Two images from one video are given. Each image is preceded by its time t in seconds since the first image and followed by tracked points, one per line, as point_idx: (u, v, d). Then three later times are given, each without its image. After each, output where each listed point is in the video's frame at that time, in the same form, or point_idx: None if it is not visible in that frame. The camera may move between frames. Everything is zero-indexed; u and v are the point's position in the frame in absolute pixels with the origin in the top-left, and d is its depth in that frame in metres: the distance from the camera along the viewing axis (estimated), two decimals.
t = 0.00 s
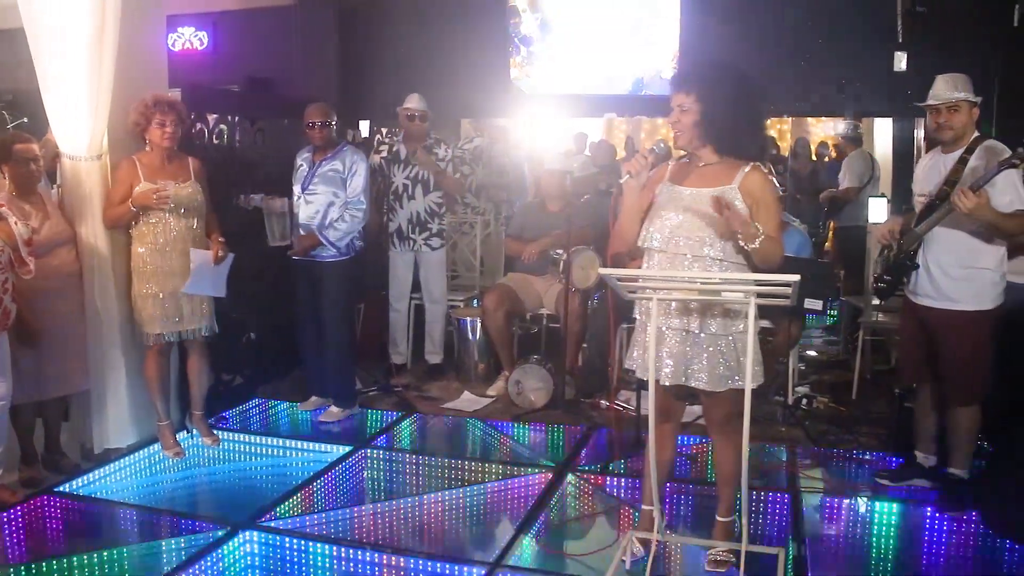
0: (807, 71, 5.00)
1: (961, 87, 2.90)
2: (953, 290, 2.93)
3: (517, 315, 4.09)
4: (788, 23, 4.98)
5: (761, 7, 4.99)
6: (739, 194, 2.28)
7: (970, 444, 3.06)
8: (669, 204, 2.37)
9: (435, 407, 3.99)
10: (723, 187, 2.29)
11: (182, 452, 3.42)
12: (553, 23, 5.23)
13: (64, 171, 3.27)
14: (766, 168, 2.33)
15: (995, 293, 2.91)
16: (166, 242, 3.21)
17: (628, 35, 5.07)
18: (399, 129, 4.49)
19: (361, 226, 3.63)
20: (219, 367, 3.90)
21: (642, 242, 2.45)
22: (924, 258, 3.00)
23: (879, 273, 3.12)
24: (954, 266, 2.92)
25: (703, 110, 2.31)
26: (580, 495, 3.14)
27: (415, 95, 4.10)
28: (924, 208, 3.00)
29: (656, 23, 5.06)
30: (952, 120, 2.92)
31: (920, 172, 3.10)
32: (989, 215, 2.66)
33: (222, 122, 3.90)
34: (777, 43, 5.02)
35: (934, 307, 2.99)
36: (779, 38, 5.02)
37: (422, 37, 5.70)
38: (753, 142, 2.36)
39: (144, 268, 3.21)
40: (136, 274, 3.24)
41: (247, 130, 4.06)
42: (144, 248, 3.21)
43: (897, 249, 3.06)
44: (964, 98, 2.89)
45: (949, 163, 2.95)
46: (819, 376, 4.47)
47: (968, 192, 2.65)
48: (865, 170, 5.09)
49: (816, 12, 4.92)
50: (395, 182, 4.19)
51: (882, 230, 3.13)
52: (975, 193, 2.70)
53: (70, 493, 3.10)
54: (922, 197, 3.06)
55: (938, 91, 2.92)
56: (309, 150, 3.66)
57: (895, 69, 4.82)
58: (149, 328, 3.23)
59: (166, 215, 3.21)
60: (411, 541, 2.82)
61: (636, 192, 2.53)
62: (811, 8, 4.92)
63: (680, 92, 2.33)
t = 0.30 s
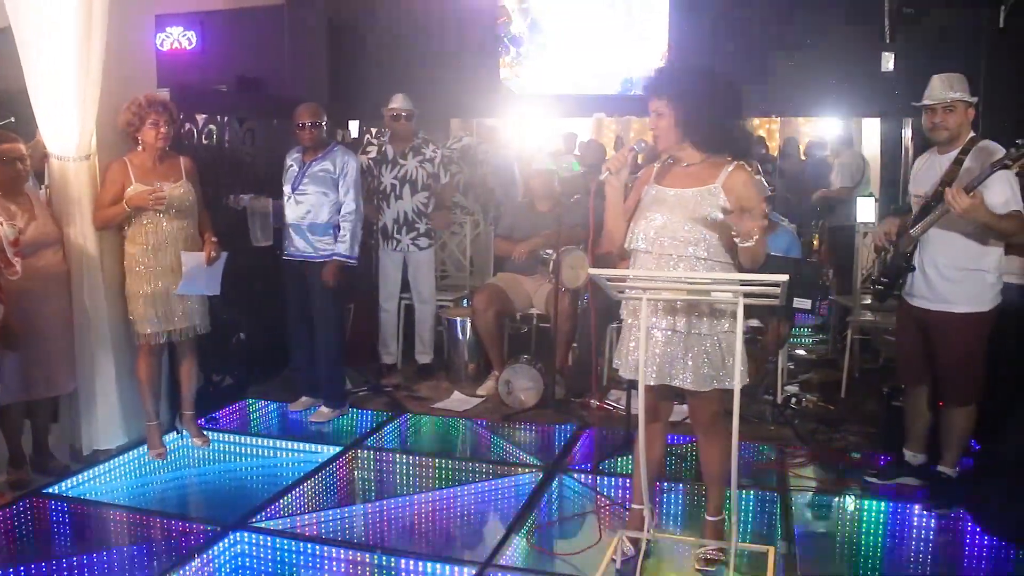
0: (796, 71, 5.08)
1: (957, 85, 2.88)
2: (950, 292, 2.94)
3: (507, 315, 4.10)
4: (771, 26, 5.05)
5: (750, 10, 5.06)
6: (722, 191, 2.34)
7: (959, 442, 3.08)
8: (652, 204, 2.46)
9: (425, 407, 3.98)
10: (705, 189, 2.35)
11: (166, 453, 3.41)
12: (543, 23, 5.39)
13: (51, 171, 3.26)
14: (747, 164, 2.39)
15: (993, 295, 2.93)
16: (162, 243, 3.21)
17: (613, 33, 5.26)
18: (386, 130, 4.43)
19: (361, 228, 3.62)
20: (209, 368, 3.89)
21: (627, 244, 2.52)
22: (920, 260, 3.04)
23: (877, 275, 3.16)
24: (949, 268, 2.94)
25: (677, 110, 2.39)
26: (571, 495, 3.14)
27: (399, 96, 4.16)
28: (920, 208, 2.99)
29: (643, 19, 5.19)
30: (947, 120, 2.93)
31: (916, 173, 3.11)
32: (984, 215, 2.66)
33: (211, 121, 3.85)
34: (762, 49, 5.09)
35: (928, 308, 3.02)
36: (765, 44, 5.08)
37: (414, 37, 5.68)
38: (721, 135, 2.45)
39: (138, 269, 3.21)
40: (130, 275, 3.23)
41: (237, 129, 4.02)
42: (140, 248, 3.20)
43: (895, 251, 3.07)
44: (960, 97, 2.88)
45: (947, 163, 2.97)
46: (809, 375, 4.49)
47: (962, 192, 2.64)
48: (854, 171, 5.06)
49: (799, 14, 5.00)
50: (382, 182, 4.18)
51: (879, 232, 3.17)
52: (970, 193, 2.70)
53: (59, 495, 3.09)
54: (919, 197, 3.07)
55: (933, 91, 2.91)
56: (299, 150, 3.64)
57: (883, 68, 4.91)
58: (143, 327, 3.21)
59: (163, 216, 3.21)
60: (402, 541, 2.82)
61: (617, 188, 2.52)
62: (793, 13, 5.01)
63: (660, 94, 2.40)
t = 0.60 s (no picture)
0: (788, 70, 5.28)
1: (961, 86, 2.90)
2: (949, 294, 2.95)
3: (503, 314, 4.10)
4: (762, 27, 5.25)
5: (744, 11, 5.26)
6: (713, 189, 2.39)
7: (954, 441, 3.08)
8: (643, 204, 2.53)
9: (420, 407, 3.98)
10: (697, 187, 2.41)
11: (151, 455, 3.37)
12: (540, 25, 5.44)
13: (45, 171, 3.24)
14: (737, 162, 2.44)
15: (993, 298, 2.94)
16: (154, 241, 3.20)
17: (612, 34, 5.35)
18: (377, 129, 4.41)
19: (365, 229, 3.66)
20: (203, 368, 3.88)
21: (620, 246, 2.58)
22: (921, 262, 3.04)
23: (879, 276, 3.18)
24: (948, 270, 2.95)
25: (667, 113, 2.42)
26: (566, 495, 3.14)
27: (394, 96, 4.14)
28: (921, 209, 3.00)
29: (643, 18, 5.30)
30: (949, 120, 2.93)
31: (921, 172, 3.11)
32: (989, 212, 2.66)
33: (206, 122, 3.83)
34: (749, 51, 5.31)
35: (928, 311, 3.03)
36: (755, 47, 5.28)
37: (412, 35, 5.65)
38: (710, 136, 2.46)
39: (129, 269, 3.20)
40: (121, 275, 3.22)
41: (231, 128, 4.02)
42: (134, 248, 3.19)
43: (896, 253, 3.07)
44: (963, 97, 2.90)
45: (949, 164, 2.97)
46: (803, 375, 4.49)
47: (967, 189, 2.64)
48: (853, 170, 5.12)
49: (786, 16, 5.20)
50: (377, 181, 4.16)
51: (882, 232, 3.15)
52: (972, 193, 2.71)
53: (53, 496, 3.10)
54: (920, 198, 3.08)
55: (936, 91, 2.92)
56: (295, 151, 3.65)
57: (878, 68, 4.86)
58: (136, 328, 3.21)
59: (155, 215, 3.20)
60: (397, 541, 2.82)
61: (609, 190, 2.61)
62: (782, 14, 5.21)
63: (650, 98, 2.45)
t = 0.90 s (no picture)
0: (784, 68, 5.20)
1: (964, 86, 2.90)
2: (948, 294, 2.96)
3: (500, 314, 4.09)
4: (756, 25, 5.18)
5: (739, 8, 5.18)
6: (707, 188, 2.39)
7: (952, 441, 3.08)
8: (638, 205, 2.53)
9: (417, 407, 3.98)
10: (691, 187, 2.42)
11: (148, 456, 3.37)
12: (538, 26, 5.50)
13: (41, 171, 3.24)
14: (731, 161, 2.45)
15: (993, 299, 2.94)
16: (145, 241, 3.19)
17: (612, 34, 5.42)
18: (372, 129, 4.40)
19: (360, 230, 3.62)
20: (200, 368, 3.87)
21: (615, 245, 2.59)
22: (921, 262, 3.06)
23: (881, 276, 3.19)
24: (948, 271, 2.96)
25: (665, 114, 2.41)
26: (563, 493, 3.15)
27: (389, 95, 4.13)
28: (924, 209, 3.01)
29: (646, 19, 5.30)
30: (952, 121, 2.93)
31: (923, 173, 3.12)
32: (989, 214, 2.65)
33: (203, 121, 3.81)
34: (744, 50, 5.21)
35: (927, 311, 3.04)
36: (751, 44, 5.21)
37: (407, 32, 5.59)
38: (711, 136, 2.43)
39: (122, 270, 3.20)
40: (114, 275, 3.22)
41: (227, 128, 4.00)
42: (124, 248, 3.19)
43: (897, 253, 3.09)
44: (966, 98, 2.90)
45: (951, 164, 2.98)
46: (801, 374, 4.49)
47: (969, 191, 2.63)
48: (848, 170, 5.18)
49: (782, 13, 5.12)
50: (373, 180, 4.14)
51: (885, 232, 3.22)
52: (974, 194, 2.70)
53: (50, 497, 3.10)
54: (922, 198, 3.08)
55: (938, 91, 2.93)
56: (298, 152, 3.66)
57: (873, 69, 4.96)
58: (131, 329, 3.20)
59: (149, 214, 3.19)
60: (396, 540, 2.82)
61: (606, 191, 2.56)
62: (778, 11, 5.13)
63: (640, 100, 2.43)
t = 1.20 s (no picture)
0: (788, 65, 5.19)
1: (973, 86, 2.90)
2: (956, 295, 2.96)
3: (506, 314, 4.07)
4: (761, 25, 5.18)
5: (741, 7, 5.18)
6: (710, 187, 2.39)
7: (960, 442, 3.08)
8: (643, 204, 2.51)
9: (423, 407, 3.97)
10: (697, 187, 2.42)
11: (154, 455, 3.37)
12: (541, 26, 5.49)
13: (47, 171, 3.25)
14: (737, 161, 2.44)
15: (1000, 300, 2.93)
16: (149, 241, 3.17)
17: (613, 34, 5.37)
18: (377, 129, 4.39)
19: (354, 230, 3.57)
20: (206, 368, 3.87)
21: (621, 246, 2.59)
22: (930, 263, 3.05)
23: (888, 276, 3.19)
24: (955, 271, 2.95)
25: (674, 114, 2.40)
26: (569, 493, 3.15)
27: (391, 94, 4.09)
28: (932, 209, 3.00)
29: (647, 19, 5.27)
30: (961, 121, 2.93)
31: (931, 172, 3.11)
32: (999, 214, 2.64)
33: (208, 121, 3.84)
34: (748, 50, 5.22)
35: (933, 311, 3.04)
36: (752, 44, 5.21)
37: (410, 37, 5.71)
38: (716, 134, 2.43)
39: (126, 269, 3.19)
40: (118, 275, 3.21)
41: (233, 128, 4.01)
42: (127, 248, 3.17)
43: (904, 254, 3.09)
44: (976, 98, 2.90)
45: (960, 164, 2.97)
46: (807, 374, 4.49)
47: (978, 192, 2.63)
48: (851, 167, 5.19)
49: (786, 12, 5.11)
50: (377, 180, 4.14)
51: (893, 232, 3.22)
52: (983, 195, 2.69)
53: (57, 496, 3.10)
54: (931, 198, 3.08)
55: (947, 91, 2.92)
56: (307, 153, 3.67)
57: (879, 69, 4.95)
58: (130, 328, 3.19)
59: (151, 213, 3.18)
60: (402, 540, 2.82)
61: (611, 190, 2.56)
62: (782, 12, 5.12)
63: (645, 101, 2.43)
